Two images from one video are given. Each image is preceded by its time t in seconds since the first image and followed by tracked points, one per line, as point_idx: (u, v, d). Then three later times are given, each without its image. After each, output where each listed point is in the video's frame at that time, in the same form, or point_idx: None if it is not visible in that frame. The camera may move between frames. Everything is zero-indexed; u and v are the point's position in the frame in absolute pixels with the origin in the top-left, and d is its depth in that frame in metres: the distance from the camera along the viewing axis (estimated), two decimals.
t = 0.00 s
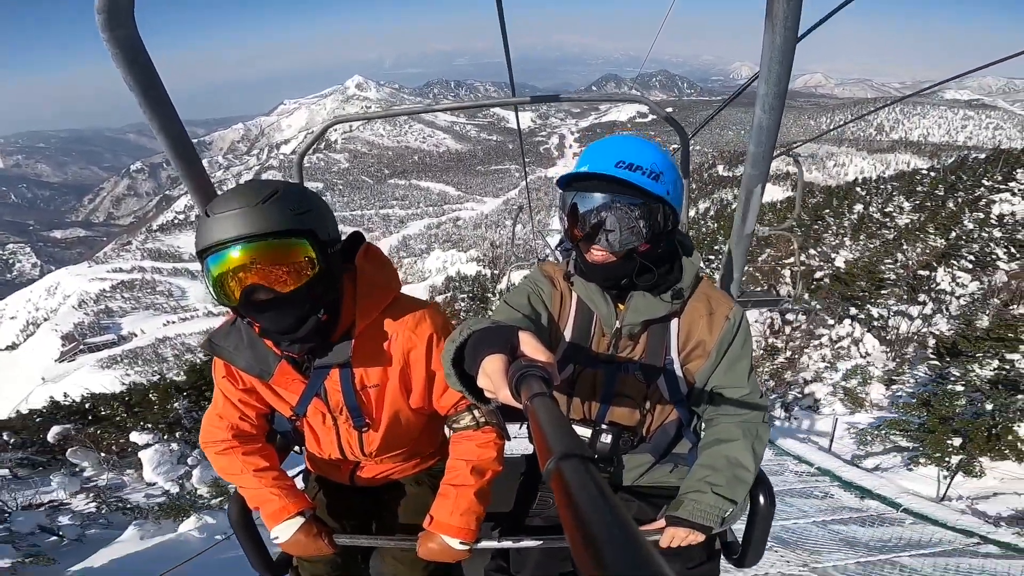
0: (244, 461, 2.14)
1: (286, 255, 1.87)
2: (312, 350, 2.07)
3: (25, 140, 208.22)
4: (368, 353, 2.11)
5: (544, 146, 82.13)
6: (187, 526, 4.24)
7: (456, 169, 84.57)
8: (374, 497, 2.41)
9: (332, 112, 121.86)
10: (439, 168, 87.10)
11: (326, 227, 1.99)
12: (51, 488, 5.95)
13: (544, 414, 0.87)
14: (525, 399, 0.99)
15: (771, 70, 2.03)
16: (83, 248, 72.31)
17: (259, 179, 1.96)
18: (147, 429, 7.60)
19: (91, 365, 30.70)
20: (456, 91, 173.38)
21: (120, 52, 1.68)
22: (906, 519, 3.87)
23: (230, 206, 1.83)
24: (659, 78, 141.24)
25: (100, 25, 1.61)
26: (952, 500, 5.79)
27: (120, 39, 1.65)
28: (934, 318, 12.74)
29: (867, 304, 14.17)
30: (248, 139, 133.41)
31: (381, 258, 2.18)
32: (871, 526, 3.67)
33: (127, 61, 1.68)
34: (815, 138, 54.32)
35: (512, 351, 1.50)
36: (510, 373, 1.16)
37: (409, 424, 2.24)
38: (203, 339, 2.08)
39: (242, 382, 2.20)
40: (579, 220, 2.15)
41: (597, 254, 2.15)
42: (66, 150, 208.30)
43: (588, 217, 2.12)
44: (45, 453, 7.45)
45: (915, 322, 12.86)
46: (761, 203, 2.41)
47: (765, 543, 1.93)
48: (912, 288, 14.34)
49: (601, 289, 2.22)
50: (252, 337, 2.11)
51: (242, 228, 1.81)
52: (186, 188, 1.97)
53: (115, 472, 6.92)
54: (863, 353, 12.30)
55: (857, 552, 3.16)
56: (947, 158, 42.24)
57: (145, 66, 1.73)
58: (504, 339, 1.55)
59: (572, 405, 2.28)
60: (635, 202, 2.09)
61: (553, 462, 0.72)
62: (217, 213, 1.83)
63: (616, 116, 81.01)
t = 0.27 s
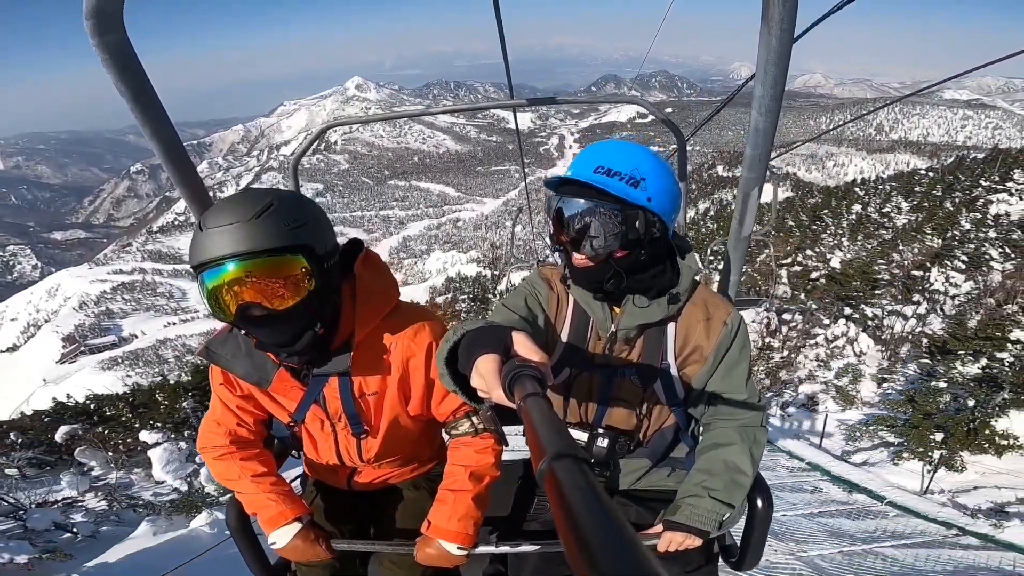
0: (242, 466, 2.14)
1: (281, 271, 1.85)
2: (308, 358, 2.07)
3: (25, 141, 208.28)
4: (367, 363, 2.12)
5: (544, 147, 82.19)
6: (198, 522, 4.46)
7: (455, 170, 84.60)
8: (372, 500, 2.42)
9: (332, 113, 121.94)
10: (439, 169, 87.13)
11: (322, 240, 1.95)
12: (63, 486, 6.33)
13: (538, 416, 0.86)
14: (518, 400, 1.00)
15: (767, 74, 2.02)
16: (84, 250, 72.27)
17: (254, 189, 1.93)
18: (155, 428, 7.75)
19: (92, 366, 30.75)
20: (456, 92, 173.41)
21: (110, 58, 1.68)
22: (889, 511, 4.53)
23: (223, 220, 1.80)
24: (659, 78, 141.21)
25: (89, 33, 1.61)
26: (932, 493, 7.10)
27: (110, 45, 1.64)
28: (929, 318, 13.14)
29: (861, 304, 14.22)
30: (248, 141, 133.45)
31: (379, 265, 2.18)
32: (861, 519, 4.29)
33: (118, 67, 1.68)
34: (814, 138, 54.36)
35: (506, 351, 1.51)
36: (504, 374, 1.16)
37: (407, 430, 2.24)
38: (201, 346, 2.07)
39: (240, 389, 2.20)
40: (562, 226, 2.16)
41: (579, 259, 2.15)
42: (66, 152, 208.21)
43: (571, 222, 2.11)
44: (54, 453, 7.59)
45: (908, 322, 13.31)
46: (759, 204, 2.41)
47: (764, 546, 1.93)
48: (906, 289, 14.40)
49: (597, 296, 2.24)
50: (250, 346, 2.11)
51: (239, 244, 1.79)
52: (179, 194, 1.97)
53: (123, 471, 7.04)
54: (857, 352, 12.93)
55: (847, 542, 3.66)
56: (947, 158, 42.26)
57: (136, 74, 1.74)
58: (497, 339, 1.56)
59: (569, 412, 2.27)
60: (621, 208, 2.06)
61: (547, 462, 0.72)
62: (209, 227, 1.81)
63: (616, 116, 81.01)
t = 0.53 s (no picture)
0: (239, 468, 2.13)
1: (276, 274, 1.82)
2: (308, 359, 2.05)
3: (25, 143, 208.33)
4: (368, 365, 2.11)
5: (544, 147, 82.18)
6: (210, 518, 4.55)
7: (455, 171, 84.57)
8: (373, 500, 2.41)
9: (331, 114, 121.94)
10: (439, 170, 87.08)
11: (317, 242, 1.94)
12: (73, 486, 6.47)
13: (540, 408, 0.87)
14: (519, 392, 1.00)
15: (769, 66, 2.05)
16: (84, 252, 72.29)
17: (250, 190, 1.92)
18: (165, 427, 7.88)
19: (93, 369, 30.78)
20: (455, 93, 173.38)
21: (107, 55, 1.67)
22: (876, 503, 4.79)
23: (216, 223, 1.78)
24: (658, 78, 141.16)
25: (85, 28, 1.60)
26: (918, 486, 7.73)
27: (107, 41, 1.64)
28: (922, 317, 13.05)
29: (856, 303, 14.19)
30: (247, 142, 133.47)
31: (379, 265, 2.16)
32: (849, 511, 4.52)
33: (115, 64, 1.67)
34: (813, 138, 54.38)
35: (508, 341, 1.54)
36: (506, 367, 1.17)
37: (408, 431, 2.23)
38: (198, 348, 2.05)
39: (238, 391, 2.18)
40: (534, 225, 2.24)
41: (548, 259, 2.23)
42: (66, 154, 208.25)
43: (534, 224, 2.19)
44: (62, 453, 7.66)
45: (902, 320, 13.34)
46: (761, 204, 2.40)
47: (770, 544, 1.92)
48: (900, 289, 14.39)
49: (596, 292, 2.26)
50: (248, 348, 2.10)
51: (232, 247, 1.76)
52: (176, 191, 1.96)
53: (130, 471, 7.11)
54: (852, 351, 13.00)
55: (835, 532, 3.90)
56: (946, 157, 42.24)
57: (133, 71, 1.73)
58: (498, 328, 1.60)
59: (571, 407, 2.31)
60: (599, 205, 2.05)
61: (547, 454, 0.72)
62: (202, 229, 1.78)
63: (615, 117, 80.99)
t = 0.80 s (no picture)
0: (235, 466, 2.11)
1: (274, 260, 1.81)
2: (306, 353, 2.05)
3: (26, 144, 208.52)
4: (366, 360, 2.09)
5: (544, 147, 82.10)
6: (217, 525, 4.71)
7: (456, 171, 84.53)
8: (377, 500, 2.41)
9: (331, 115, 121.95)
10: (439, 171, 87.02)
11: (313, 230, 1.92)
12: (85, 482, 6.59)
13: (540, 402, 0.92)
14: (520, 383, 1.06)
15: (784, 51, 2.01)
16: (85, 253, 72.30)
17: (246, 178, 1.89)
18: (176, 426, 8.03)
19: (95, 369, 30.82)
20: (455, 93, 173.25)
21: (101, 42, 1.61)
22: (866, 495, 5.17)
23: (210, 207, 1.75)
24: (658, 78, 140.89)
25: (80, 16, 1.55)
26: (904, 478, 7.22)
27: (102, 29, 1.59)
28: (918, 316, 13.00)
29: (852, 303, 14.06)
30: (248, 143, 133.60)
31: (377, 256, 2.16)
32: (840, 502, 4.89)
33: (110, 53, 1.62)
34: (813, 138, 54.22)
35: (508, 333, 1.58)
36: (507, 357, 1.22)
37: (410, 428, 2.21)
38: (192, 344, 2.04)
39: (234, 387, 2.17)
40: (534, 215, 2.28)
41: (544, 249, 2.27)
42: (67, 154, 208.47)
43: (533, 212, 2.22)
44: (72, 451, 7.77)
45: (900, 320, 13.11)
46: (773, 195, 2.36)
47: (786, 544, 1.90)
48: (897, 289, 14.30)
49: (596, 284, 2.28)
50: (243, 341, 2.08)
51: (226, 231, 1.74)
52: (167, 175, 1.94)
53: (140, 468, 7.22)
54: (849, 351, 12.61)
55: (824, 523, 4.29)
56: (947, 157, 42.15)
57: (130, 62, 1.67)
58: (500, 320, 1.65)
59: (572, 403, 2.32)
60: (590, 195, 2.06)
61: (546, 446, 0.78)
62: (195, 213, 1.75)
63: (615, 117, 80.91)
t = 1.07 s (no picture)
0: (241, 471, 2.10)
1: (264, 238, 1.78)
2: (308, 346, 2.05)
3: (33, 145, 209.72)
4: (370, 355, 2.07)
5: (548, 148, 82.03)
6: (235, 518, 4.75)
7: (459, 172, 84.60)
8: (389, 501, 2.41)
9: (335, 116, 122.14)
10: (443, 172, 87.09)
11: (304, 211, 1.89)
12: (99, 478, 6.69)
13: (547, 397, 0.93)
14: (527, 375, 1.09)
15: (815, 37, 2.22)
16: (92, 254, 72.60)
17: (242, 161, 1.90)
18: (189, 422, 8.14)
19: (101, 369, 30.93)
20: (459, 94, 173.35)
21: (101, 26, 1.73)
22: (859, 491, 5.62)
23: (202, 184, 1.76)
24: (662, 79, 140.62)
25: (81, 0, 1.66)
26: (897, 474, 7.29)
27: (101, 14, 1.70)
28: (920, 316, 12.64)
29: (854, 304, 13.72)
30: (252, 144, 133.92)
31: (382, 247, 2.16)
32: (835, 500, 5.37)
33: (110, 36, 1.73)
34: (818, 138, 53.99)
35: (516, 324, 1.61)
36: (515, 349, 1.25)
37: (418, 427, 2.19)
38: (191, 339, 2.01)
39: (236, 385, 2.16)
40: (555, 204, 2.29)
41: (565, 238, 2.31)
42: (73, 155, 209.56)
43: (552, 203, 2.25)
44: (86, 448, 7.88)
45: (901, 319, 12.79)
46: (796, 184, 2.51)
47: (812, 551, 1.88)
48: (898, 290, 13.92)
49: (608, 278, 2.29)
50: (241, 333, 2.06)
51: (217, 207, 1.73)
52: (166, 157, 2.01)
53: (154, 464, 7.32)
54: (850, 350, 12.06)
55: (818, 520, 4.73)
56: (953, 157, 41.91)
57: (129, 44, 1.78)
58: (509, 312, 1.66)
59: (581, 402, 2.35)
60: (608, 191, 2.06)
61: (550, 441, 0.81)
62: (187, 192, 1.77)
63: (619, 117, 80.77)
